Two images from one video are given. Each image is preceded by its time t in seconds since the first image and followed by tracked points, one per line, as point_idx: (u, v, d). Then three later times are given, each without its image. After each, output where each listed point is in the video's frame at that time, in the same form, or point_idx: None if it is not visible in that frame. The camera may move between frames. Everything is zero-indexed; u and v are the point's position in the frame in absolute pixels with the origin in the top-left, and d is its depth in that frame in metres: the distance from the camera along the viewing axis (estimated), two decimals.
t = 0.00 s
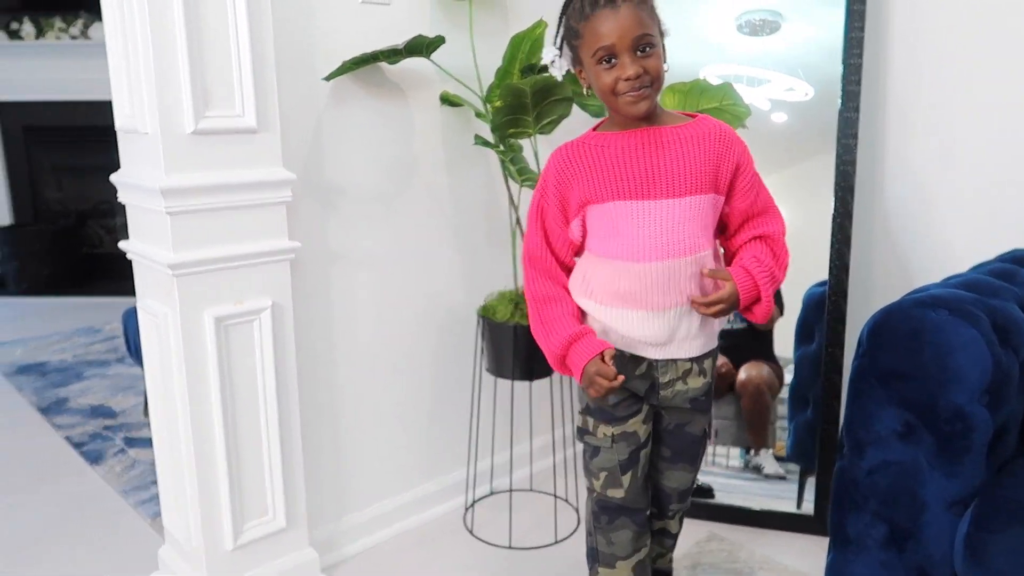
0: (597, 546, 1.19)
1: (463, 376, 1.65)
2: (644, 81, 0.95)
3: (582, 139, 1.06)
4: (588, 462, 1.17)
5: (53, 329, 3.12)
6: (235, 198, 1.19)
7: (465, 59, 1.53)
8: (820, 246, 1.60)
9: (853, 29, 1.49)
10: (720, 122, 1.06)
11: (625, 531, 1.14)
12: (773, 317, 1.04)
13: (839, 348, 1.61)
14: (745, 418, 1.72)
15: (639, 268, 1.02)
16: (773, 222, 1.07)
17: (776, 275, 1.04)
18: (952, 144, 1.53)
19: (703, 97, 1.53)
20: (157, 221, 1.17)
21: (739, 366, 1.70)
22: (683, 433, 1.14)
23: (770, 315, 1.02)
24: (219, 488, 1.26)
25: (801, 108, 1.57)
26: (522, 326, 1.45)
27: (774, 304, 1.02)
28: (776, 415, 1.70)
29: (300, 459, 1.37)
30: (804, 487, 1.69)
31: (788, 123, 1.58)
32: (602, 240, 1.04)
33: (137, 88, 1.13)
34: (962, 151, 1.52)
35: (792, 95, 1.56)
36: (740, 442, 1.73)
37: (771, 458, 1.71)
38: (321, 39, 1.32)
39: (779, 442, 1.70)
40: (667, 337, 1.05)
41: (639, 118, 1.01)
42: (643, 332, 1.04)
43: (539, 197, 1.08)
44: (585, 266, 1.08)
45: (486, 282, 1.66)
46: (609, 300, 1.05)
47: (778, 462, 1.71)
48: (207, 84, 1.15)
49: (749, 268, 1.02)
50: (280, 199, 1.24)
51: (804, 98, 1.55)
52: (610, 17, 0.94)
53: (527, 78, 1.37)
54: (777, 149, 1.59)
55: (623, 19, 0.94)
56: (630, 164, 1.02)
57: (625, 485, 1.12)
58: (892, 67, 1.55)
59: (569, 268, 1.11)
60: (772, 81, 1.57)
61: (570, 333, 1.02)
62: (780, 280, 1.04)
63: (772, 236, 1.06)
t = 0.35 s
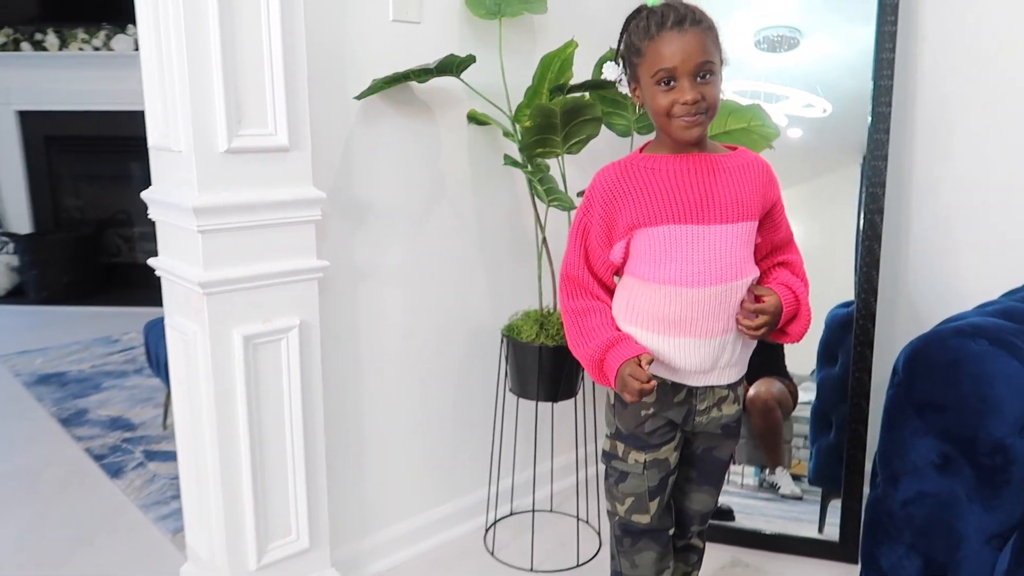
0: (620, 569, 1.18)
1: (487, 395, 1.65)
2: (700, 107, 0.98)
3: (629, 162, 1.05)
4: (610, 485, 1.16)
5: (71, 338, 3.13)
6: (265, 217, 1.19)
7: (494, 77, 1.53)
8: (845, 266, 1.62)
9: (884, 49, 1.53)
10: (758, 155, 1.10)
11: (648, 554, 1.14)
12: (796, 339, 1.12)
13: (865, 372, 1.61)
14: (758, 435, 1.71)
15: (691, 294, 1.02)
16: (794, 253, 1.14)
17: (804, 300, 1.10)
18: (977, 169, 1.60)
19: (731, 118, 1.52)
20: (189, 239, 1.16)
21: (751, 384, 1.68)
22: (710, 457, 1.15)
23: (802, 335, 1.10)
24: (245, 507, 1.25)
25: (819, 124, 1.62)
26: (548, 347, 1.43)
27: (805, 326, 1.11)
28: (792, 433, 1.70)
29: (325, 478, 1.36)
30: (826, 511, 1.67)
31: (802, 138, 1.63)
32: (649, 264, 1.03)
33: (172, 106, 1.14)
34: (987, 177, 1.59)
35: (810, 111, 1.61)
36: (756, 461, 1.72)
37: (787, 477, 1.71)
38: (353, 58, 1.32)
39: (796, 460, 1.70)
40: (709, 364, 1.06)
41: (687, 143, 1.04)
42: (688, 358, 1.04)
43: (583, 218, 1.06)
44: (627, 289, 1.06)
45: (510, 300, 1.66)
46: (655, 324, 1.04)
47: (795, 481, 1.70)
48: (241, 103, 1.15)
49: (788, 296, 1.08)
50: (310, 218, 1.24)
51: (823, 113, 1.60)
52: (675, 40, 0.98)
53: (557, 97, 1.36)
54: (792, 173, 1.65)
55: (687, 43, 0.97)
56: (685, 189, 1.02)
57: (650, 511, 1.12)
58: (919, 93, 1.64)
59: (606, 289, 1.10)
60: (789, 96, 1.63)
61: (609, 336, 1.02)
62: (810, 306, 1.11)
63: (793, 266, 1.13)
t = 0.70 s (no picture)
0: None
1: (456, 444, 1.62)
2: (681, 162, 1.03)
3: (614, 212, 1.08)
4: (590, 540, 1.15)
5: (21, 385, 3.02)
6: (230, 267, 1.16)
7: (463, 125, 1.54)
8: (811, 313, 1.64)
9: (842, 102, 1.58)
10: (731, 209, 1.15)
11: None
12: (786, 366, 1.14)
13: (833, 418, 1.63)
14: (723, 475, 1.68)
15: (678, 343, 1.04)
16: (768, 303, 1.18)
17: (788, 335, 1.11)
18: (935, 215, 1.67)
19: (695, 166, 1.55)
20: (150, 290, 1.13)
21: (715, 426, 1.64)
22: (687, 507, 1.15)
23: (793, 361, 1.12)
24: (205, 567, 1.21)
25: (777, 169, 1.65)
26: (518, 397, 1.41)
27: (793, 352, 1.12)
28: (757, 473, 1.68)
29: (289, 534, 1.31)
30: (796, 552, 1.67)
31: (759, 182, 1.65)
32: (637, 315, 1.05)
33: (136, 155, 1.11)
34: (942, 223, 1.66)
35: (769, 156, 1.65)
36: (722, 503, 1.68)
37: (754, 519, 1.69)
38: (322, 106, 1.31)
39: (762, 500, 1.68)
40: (693, 415, 1.07)
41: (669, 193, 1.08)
42: (674, 409, 1.06)
43: (569, 267, 1.08)
44: (613, 339, 1.08)
45: (480, 348, 1.64)
46: (642, 375, 1.05)
47: (763, 523, 1.69)
48: (207, 152, 1.13)
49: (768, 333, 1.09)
50: (276, 267, 1.21)
51: (780, 159, 1.64)
52: (660, 97, 1.03)
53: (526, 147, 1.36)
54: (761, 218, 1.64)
55: (672, 100, 1.03)
56: (671, 240, 1.06)
57: (633, 566, 1.12)
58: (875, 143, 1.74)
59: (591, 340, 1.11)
60: (748, 142, 1.66)
61: (576, 420, 1.01)
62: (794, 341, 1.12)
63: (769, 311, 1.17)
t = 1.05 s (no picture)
0: None
1: (420, 486, 1.58)
2: (648, 200, 1.04)
3: (584, 249, 1.09)
4: None
5: None
6: (185, 307, 1.12)
7: (428, 162, 1.53)
8: (775, 349, 1.64)
9: (802, 141, 1.62)
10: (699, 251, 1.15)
11: None
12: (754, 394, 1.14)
13: (798, 454, 1.63)
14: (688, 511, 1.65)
15: (648, 380, 1.03)
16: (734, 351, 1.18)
17: (748, 370, 1.11)
18: (893, 252, 1.70)
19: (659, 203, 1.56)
20: (102, 332, 1.09)
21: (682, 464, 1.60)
22: (654, 550, 1.13)
23: (757, 390, 1.12)
24: None
25: (733, 204, 1.65)
26: (483, 436, 1.39)
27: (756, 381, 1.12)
28: (723, 507, 1.66)
29: None
30: None
31: (720, 217, 1.66)
32: (608, 352, 1.04)
33: (89, 193, 1.07)
34: (900, 260, 1.70)
35: (728, 192, 1.65)
36: (688, 539, 1.67)
37: (720, 554, 1.68)
38: (285, 143, 1.29)
39: (727, 535, 1.67)
40: (659, 459, 1.05)
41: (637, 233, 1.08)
42: (642, 451, 1.04)
43: (538, 303, 1.07)
44: (582, 377, 1.06)
45: (444, 387, 1.61)
46: (608, 415, 1.04)
47: (728, 558, 1.68)
48: (164, 190, 1.10)
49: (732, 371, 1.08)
50: (234, 307, 1.18)
51: (740, 194, 1.65)
52: (629, 136, 1.04)
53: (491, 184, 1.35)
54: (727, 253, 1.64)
55: (640, 140, 1.03)
56: (640, 277, 1.06)
57: None
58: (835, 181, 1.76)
59: (559, 379, 1.10)
60: (706, 178, 1.67)
61: (526, 487, 1.03)
62: (754, 372, 1.12)
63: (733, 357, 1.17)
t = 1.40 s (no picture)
0: None
1: (385, 493, 1.56)
2: (607, 203, 1.04)
3: (548, 250, 1.08)
4: None
5: None
6: (139, 315, 1.09)
7: (392, 166, 1.51)
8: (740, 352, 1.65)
9: (765, 145, 1.64)
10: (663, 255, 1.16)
11: None
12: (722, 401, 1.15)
13: (763, 456, 1.65)
14: (655, 513, 1.62)
15: (611, 382, 1.02)
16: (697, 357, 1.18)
17: (715, 376, 1.12)
18: (854, 254, 1.72)
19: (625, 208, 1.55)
20: (51, 341, 1.05)
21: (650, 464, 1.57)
22: (619, 555, 1.12)
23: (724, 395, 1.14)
24: None
25: (696, 208, 1.65)
26: (450, 442, 1.37)
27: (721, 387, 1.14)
28: (689, 509, 1.65)
29: None
30: None
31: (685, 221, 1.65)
32: (568, 353, 1.03)
33: (36, 197, 1.04)
34: (862, 262, 1.72)
35: (693, 196, 1.65)
36: (655, 540, 1.64)
37: (687, 555, 1.66)
38: (244, 146, 1.26)
39: (694, 536, 1.65)
40: (621, 461, 1.05)
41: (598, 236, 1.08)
42: (604, 453, 1.03)
43: (501, 304, 1.06)
44: (543, 380, 1.05)
45: (409, 393, 1.59)
46: (569, 417, 1.03)
47: (696, 559, 1.66)
48: (116, 193, 1.06)
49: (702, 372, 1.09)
50: (191, 314, 1.15)
51: (705, 199, 1.65)
52: (589, 139, 1.04)
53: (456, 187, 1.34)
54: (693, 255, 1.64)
55: (599, 143, 1.03)
56: (602, 279, 1.05)
57: None
58: (798, 185, 1.78)
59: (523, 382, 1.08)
60: (671, 182, 1.67)
61: (493, 490, 1.02)
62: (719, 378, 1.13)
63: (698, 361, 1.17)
